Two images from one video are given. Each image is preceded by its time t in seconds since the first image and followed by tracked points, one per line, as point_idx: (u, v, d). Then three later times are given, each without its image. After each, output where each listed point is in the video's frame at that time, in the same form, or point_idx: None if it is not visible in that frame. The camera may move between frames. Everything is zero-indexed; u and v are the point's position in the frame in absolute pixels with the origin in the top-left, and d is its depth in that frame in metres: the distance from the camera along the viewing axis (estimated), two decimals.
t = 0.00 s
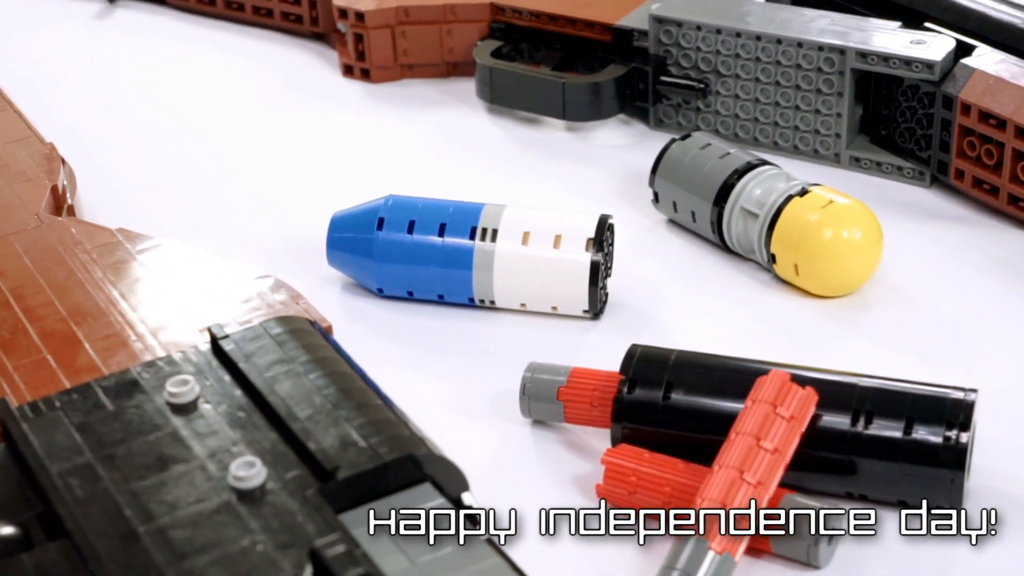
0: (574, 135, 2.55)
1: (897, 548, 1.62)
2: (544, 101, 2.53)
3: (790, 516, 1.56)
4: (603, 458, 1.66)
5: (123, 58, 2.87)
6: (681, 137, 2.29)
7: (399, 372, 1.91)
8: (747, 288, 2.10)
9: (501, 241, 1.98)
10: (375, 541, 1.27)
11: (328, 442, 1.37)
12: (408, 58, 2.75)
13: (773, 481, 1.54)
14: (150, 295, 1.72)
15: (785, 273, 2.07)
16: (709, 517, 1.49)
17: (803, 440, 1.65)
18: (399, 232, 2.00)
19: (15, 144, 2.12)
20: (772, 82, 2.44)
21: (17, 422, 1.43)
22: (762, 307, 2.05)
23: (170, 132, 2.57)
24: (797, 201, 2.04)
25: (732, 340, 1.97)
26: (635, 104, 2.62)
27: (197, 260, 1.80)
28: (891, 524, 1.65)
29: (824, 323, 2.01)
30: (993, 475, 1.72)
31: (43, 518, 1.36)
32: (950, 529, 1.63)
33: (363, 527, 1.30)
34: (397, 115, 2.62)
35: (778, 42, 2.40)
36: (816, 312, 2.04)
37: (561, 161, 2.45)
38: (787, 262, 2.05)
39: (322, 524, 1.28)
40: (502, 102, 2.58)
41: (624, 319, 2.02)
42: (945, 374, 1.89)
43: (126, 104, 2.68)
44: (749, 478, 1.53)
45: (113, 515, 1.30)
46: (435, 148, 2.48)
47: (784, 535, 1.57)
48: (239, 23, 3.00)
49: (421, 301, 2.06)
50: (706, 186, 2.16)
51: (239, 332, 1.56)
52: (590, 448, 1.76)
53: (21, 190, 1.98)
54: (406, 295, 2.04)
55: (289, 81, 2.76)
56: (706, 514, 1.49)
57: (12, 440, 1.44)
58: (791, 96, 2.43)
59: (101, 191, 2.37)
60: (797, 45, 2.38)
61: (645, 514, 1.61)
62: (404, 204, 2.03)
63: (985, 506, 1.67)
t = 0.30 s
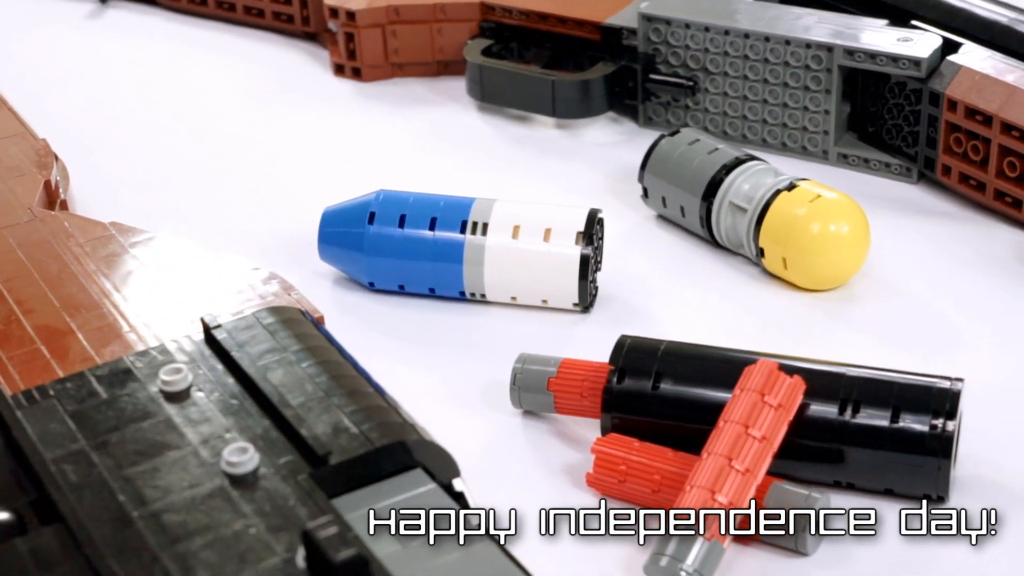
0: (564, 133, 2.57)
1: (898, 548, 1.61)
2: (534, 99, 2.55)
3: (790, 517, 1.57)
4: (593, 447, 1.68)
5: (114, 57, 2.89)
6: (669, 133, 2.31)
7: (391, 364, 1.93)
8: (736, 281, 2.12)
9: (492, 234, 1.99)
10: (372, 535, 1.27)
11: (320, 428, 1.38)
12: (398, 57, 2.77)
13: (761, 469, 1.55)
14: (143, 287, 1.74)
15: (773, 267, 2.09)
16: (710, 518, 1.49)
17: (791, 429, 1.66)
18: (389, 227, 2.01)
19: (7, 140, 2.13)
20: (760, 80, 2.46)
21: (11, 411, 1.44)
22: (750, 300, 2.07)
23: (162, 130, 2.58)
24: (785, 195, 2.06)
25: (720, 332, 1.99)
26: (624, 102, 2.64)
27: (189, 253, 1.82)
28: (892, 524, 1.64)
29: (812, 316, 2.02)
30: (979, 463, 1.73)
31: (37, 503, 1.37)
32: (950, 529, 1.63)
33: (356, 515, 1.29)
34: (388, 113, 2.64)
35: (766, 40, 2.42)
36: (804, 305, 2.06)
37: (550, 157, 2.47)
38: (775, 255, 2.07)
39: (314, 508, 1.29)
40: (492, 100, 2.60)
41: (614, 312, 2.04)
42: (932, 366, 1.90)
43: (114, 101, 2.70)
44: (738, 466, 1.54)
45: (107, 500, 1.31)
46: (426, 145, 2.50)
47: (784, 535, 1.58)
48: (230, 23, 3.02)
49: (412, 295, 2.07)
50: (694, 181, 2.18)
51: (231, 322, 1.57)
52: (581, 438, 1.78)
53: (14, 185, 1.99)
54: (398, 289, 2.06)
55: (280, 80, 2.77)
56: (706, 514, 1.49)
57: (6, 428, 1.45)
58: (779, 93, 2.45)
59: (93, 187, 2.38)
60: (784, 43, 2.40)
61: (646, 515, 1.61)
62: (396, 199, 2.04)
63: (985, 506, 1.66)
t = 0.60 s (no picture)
0: (552, 130, 2.59)
1: (898, 548, 1.61)
2: (522, 97, 2.57)
3: (790, 517, 1.59)
4: (580, 436, 1.70)
5: (106, 55, 2.90)
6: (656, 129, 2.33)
7: (380, 356, 1.95)
8: (722, 275, 2.14)
9: (480, 228, 2.01)
10: (368, 531, 1.26)
11: (309, 415, 1.40)
12: (388, 55, 2.78)
13: (745, 456, 1.57)
14: (134, 278, 1.75)
15: (759, 261, 2.11)
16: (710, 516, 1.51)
17: (774, 418, 1.68)
18: (378, 221, 2.03)
19: None
20: (747, 77, 2.48)
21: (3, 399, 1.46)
22: (736, 294, 2.09)
23: (153, 128, 2.60)
24: (770, 190, 2.08)
25: (706, 324, 2.01)
26: (612, 99, 2.66)
27: (179, 245, 1.83)
28: (892, 525, 1.64)
29: (797, 309, 2.05)
30: (961, 452, 1.76)
31: (28, 490, 1.38)
32: (950, 529, 1.62)
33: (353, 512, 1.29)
34: (378, 110, 2.66)
35: (753, 37, 2.44)
36: (789, 298, 2.08)
37: (538, 154, 2.49)
38: (760, 249, 2.09)
39: (304, 492, 1.30)
40: (481, 97, 2.62)
41: (600, 306, 2.06)
42: (915, 358, 1.93)
43: (106, 98, 2.72)
44: (722, 453, 1.56)
45: (98, 485, 1.33)
46: (415, 142, 2.52)
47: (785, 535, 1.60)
48: (221, 22, 3.03)
49: (401, 289, 2.09)
50: (681, 176, 2.20)
51: (221, 311, 1.59)
52: (567, 428, 1.79)
53: (6, 179, 2.01)
54: (387, 282, 2.08)
55: (270, 78, 2.79)
56: (706, 514, 1.51)
57: None
58: (765, 90, 2.47)
59: (85, 184, 2.40)
60: (770, 39, 2.42)
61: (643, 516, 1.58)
62: (385, 194, 2.06)
63: (985, 506, 1.66)
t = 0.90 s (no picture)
0: (534, 130, 2.62)
1: (897, 547, 1.61)
2: (505, 97, 2.60)
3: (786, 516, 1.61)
4: (559, 425, 1.72)
5: (93, 58, 2.93)
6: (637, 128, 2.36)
7: (362, 349, 1.97)
8: (701, 271, 2.17)
9: (462, 223, 2.04)
10: (367, 531, 1.24)
11: (290, 399, 1.42)
12: (372, 57, 2.81)
13: (721, 441, 1.60)
14: (119, 271, 1.77)
15: (737, 256, 2.14)
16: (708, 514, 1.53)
17: (750, 406, 1.71)
18: (361, 217, 2.06)
19: None
20: (727, 78, 2.51)
21: None
22: (714, 288, 2.12)
23: (139, 129, 2.62)
24: (749, 186, 2.11)
25: (685, 318, 2.04)
26: (594, 100, 2.69)
27: (163, 239, 1.86)
28: (892, 524, 1.64)
29: (775, 303, 2.07)
30: (936, 441, 1.78)
31: (10, 474, 1.40)
32: (950, 529, 1.63)
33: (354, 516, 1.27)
34: (361, 112, 2.68)
35: (732, 38, 2.47)
36: (766, 292, 2.11)
37: (521, 153, 2.52)
38: (738, 244, 2.12)
39: (284, 474, 1.32)
40: (464, 99, 2.65)
41: (581, 300, 2.08)
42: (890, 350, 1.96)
43: (93, 101, 2.74)
44: (699, 439, 1.59)
45: (80, 468, 1.34)
46: (398, 142, 2.54)
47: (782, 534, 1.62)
48: (208, 26, 3.06)
49: (384, 284, 2.11)
50: (660, 173, 2.23)
51: (203, 300, 1.61)
52: (547, 419, 1.82)
53: None
54: (370, 278, 2.10)
55: (256, 81, 2.82)
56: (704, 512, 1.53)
57: None
58: (744, 90, 2.51)
59: (71, 184, 2.42)
60: (750, 40, 2.45)
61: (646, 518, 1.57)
62: (368, 190, 2.09)
63: (985, 506, 1.66)
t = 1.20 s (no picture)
0: (519, 122, 2.63)
1: (898, 548, 1.58)
2: (488, 89, 2.62)
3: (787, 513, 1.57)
4: (541, 405, 1.73)
5: (80, 54, 2.94)
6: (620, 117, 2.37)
7: (346, 334, 1.98)
8: (683, 257, 2.18)
9: (445, 209, 2.05)
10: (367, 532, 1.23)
11: (271, 374, 1.43)
12: (357, 51, 2.82)
13: (701, 419, 1.61)
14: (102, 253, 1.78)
15: (719, 243, 2.15)
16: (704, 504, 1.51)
17: (730, 384, 1.72)
18: (345, 203, 2.07)
19: None
20: (710, 69, 2.53)
21: None
22: (696, 274, 2.13)
23: (125, 122, 2.63)
24: (731, 172, 2.13)
25: (667, 302, 2.05)
26: (578, 93, 2.70)
27: (147, 223, 1.86)
28: (891, 524, 1.61)
29: (757, 288, 2.09)
30: (916, 422, 1.79)
31: None
32: (949, 529, 1.59)
33: (345, 502, 1.27)
34: (347, 104, 2.70)
35: (715, 29, 2.49)
36: (748, 278, 2.12)
37: (505, 145, 2.53)
38: (720, 230, 2.13)
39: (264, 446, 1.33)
40: (449, 91, 2.67)
41: (564, 286, 2.09)
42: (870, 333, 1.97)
43: (80, 95, 2.75)
44: (678, 416, 1.60)
45: (61, 441, 1.35)
46: (383, 134, 2.55)
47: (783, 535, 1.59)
48: (195, 22, 3.07)
49: (368, 271, 2.12)
50: (643, 161, 2.24)
51: (186, 279, 1.62)
52: (529, 400, 1.83)
53: None
54: (354, 264, 2.11)
55: (242, 75, 2.83)
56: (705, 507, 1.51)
57: None
58: (727, 81, 2.52)
59: (57, 175, 2.43)
60: (733, 31, 2.47)
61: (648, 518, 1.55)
62: (351, 177, 2.10)
63: (985, 506, 1.63)
